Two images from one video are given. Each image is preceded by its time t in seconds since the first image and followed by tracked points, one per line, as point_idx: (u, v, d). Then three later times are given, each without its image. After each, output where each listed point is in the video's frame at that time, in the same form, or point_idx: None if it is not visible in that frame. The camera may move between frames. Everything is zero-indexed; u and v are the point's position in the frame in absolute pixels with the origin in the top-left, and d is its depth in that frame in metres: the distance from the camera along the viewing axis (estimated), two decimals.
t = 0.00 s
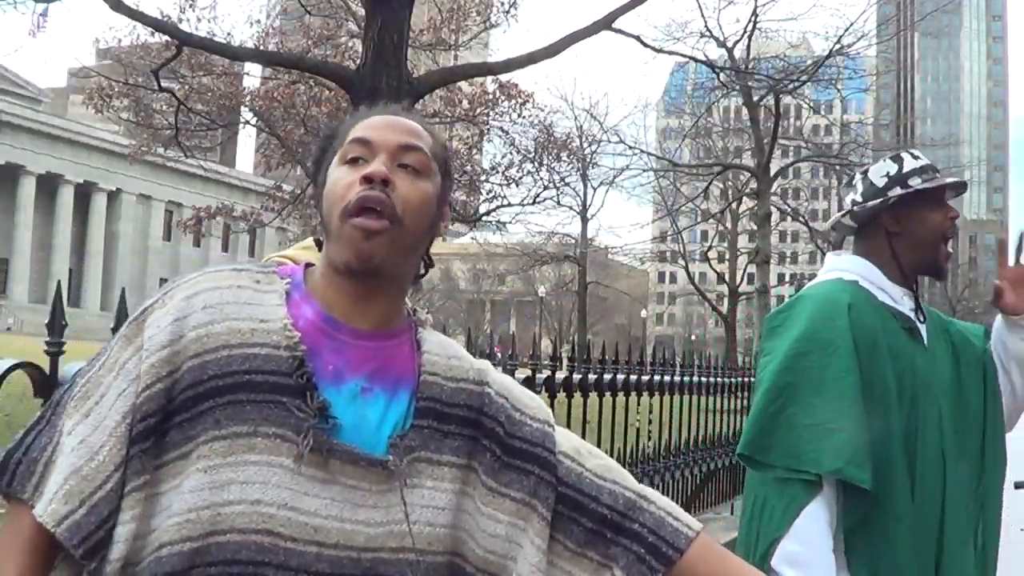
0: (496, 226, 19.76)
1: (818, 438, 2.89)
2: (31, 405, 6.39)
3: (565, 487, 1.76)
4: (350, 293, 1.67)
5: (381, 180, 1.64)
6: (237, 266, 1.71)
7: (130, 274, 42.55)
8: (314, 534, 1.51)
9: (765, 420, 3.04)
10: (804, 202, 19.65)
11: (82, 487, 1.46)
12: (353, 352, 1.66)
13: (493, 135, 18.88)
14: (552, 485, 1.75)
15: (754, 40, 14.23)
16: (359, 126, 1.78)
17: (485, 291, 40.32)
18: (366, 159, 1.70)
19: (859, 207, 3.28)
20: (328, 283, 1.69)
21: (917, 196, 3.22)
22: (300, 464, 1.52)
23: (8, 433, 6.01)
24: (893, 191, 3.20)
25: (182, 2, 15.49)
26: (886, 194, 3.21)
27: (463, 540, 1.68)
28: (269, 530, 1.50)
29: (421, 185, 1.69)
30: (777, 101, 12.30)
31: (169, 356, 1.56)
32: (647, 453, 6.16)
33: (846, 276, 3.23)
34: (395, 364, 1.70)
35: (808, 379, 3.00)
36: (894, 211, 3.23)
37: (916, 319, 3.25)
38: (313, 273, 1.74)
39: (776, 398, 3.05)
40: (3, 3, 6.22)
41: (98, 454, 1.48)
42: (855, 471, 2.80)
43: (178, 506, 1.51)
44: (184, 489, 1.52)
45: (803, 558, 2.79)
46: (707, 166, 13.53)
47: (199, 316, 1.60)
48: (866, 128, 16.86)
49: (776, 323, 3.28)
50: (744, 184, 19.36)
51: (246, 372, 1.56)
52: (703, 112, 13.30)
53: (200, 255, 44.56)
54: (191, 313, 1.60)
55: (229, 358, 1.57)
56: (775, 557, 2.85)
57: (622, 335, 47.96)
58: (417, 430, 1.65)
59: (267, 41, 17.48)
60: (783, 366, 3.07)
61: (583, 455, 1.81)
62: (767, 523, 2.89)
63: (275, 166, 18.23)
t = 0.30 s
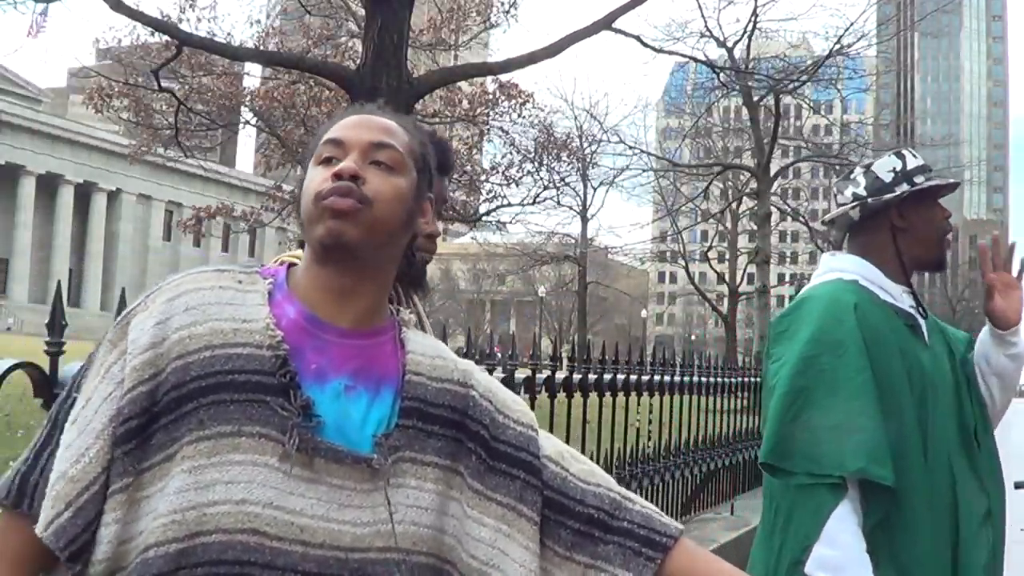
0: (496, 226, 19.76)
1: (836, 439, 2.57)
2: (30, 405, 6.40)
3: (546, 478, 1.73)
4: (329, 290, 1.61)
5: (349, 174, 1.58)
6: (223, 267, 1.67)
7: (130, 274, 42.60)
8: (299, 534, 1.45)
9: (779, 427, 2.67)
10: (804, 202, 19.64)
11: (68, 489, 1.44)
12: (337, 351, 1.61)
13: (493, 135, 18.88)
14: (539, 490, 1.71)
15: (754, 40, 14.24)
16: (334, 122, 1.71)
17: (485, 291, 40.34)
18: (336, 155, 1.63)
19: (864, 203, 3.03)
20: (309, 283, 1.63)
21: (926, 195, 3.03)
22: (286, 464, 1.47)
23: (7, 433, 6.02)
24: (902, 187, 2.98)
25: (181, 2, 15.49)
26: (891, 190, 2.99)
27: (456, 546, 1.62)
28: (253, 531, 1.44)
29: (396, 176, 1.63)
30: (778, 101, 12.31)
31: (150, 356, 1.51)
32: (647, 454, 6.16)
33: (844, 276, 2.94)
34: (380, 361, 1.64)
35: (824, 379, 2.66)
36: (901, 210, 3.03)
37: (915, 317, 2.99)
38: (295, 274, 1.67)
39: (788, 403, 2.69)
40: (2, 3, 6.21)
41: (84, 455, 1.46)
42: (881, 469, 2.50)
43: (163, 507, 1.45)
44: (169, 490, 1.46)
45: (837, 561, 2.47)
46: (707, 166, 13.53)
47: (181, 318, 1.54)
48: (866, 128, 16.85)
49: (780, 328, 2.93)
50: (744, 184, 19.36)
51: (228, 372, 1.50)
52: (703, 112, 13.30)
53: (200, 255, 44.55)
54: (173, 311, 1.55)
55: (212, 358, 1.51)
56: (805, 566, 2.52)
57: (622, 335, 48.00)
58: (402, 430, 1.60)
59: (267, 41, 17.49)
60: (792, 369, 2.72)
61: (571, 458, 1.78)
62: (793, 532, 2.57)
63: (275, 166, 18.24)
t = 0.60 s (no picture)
0: (496, 226, 19.76)
1: (868, 440, 2.48)
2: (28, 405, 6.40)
3: (456, 488, 1.65)
4: (246, 279, 1.54)
5: (255, 164, 1.53)
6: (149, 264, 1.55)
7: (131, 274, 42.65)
8: (256, 528, 1.39)
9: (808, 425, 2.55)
10: (804, 202, 19.64)
11: (10, 510, 1.33)
12: (271, 339, 1.52)
13: (493, 135, 18.89)
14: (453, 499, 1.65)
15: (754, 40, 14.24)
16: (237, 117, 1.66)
17: (484, 291, 40.37)
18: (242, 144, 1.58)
19: (879, 204, 2.92)
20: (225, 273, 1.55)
21: (939, 198, 2.95)
22: (237, 459, 1.39)
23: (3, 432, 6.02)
24: (917, 187, 2.89)
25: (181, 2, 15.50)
26: (909, 189, 2.89)
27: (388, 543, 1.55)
28: (210, 529, 1.36)
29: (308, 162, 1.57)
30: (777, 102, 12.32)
31: (85, 359, 1.40)
32: (647, 454, 6.15)
33: (863, 273, 2.81)
34: (311, 345, 1.55)
35: (854, 378, 2.56)
36: (916, 210, 2.94)
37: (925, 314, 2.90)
38: (216, 264, 1.58)
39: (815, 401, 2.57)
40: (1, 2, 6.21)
41: (23, 473, 1.35)
42: (910, 474, 2.45)
43: (116, 515, 1.35)
44: (119, 497, 1.36)
45: (854, 563, 2.42)
46: (707, 166, 13.53)
47: (111, 322, 1.42)
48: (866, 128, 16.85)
49: (806, 320, 2.78)
50: (744, 184, 19.37)
51: (166, 372, 1.40)
52: (703, 112, 13.31)
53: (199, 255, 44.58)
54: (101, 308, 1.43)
55: (146, 361, 1.41)
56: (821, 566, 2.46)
57: (622, 335, 48.05)
58: (348, 415, 1.52)
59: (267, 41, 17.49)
60: (823, 365, 2.60)
61: (486, 469, 1.68)
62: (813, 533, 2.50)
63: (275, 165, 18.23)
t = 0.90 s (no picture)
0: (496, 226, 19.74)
1: (913, 441, 2.49)
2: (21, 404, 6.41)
3: (300, 469, 1.69)
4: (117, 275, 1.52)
5: (119, 153, 1.50)
6: None
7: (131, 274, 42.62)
8: (179, 523, 1.44)
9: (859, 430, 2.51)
10: (804, 202, 19.64)
11: None
12: (157, 328, 1.53)
13: (493, 136, 18.90)
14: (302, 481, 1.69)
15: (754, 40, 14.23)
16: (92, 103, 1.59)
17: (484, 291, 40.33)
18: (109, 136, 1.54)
19: (897, 207, 2.91)
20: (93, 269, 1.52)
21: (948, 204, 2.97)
22: (152, 457, 1.43)
23: None
24: (931, 194, 2.91)
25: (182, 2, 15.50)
26: (924, 193, 2.91)
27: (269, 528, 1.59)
28: (136, 533, 1.40)
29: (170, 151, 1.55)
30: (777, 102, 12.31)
31: None
32: (647, 453, 6.15)
33: (875, 273, 2.78)
34: (193, 329, 1.57)
35: (892, 379, 2.54)
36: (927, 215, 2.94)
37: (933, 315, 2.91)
38: (82, 259, 1.54)
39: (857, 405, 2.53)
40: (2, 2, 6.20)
41: None
42: (957, 473, 2.48)
43: (37, 540, 1.34)
44: (34, 522, 1.35)
45: (910, 563, 2.47)
46: (707, 166, 13.51)
47: None
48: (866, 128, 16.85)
49: (834, 318, 2.71)
50: (744, 184, 19.36)
51: (63, 385, 1.39)
52: (703, 112, 13.30)
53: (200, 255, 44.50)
54: None
55: (39, 374, 1.38)
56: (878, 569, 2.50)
57: (623, 335, 48.03)
58: (249, 393, 1.58)
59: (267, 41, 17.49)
60: (863, 368, 2.55)
61: (334, 453, 1.73)
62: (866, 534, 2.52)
63: (275, 166, 18.21)
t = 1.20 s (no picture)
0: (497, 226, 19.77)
1: (927, 440, 2.50)
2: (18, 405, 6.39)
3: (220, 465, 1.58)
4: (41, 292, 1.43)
5: (93, 206, 1.40)
6: None
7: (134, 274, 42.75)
8: (109, 523, 1.36)
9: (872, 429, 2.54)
10: (805, 202, 19.66)
11: None
12: (78, 325, 1.45)
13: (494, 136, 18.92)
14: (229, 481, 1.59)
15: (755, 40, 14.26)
16: (47, 111, 1.44)
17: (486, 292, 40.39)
18: (67, 168, 1.41)
19: (904, 205, 2.91)
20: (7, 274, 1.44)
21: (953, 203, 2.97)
22: (76, 458, 1.35)
23: None
24: (936, 193, 2.91)
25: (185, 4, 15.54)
26: (928, 194, 2.91)
27: (201, 522, 1.50)
28: (65, 537, 1.32)
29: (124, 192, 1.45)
30: (778, 101, 12.33)
31: None
32: (648, 453, 6.14)
33: (881, 274, 2.80)
34: (113, 323, 1.48)
35: (903, 382, 2.56)
36: (928, 213, 2.95)
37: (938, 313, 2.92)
38: None
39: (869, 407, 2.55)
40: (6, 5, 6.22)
41: None
42: (971, 470, 2.50)
43: None
44: None
45: (942, 560, 2.49)
46: (708, 166, 13.52)
47: None
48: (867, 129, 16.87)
49: (843, 324, 2.72)
50: (745, 184, 19.38)
51: None
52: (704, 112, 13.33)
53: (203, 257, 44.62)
54: None
55: None
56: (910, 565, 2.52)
57: (625, 336, 48.12)
58: (172, 385, 1.49)
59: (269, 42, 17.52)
60: (876, 371, 2.57)
61: (251, 450, 1.62)
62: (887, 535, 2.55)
63: (276, 166, 18.24)
